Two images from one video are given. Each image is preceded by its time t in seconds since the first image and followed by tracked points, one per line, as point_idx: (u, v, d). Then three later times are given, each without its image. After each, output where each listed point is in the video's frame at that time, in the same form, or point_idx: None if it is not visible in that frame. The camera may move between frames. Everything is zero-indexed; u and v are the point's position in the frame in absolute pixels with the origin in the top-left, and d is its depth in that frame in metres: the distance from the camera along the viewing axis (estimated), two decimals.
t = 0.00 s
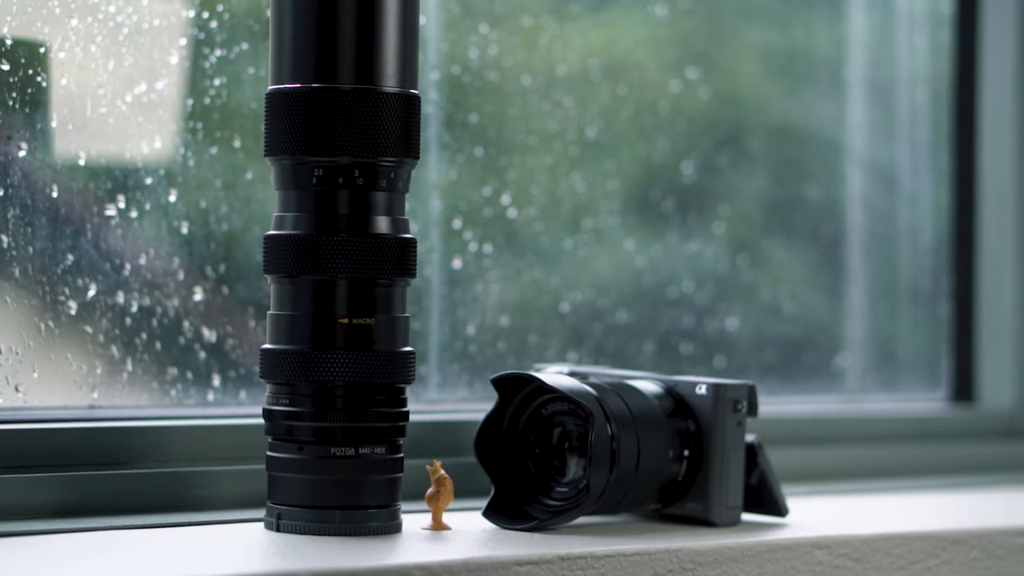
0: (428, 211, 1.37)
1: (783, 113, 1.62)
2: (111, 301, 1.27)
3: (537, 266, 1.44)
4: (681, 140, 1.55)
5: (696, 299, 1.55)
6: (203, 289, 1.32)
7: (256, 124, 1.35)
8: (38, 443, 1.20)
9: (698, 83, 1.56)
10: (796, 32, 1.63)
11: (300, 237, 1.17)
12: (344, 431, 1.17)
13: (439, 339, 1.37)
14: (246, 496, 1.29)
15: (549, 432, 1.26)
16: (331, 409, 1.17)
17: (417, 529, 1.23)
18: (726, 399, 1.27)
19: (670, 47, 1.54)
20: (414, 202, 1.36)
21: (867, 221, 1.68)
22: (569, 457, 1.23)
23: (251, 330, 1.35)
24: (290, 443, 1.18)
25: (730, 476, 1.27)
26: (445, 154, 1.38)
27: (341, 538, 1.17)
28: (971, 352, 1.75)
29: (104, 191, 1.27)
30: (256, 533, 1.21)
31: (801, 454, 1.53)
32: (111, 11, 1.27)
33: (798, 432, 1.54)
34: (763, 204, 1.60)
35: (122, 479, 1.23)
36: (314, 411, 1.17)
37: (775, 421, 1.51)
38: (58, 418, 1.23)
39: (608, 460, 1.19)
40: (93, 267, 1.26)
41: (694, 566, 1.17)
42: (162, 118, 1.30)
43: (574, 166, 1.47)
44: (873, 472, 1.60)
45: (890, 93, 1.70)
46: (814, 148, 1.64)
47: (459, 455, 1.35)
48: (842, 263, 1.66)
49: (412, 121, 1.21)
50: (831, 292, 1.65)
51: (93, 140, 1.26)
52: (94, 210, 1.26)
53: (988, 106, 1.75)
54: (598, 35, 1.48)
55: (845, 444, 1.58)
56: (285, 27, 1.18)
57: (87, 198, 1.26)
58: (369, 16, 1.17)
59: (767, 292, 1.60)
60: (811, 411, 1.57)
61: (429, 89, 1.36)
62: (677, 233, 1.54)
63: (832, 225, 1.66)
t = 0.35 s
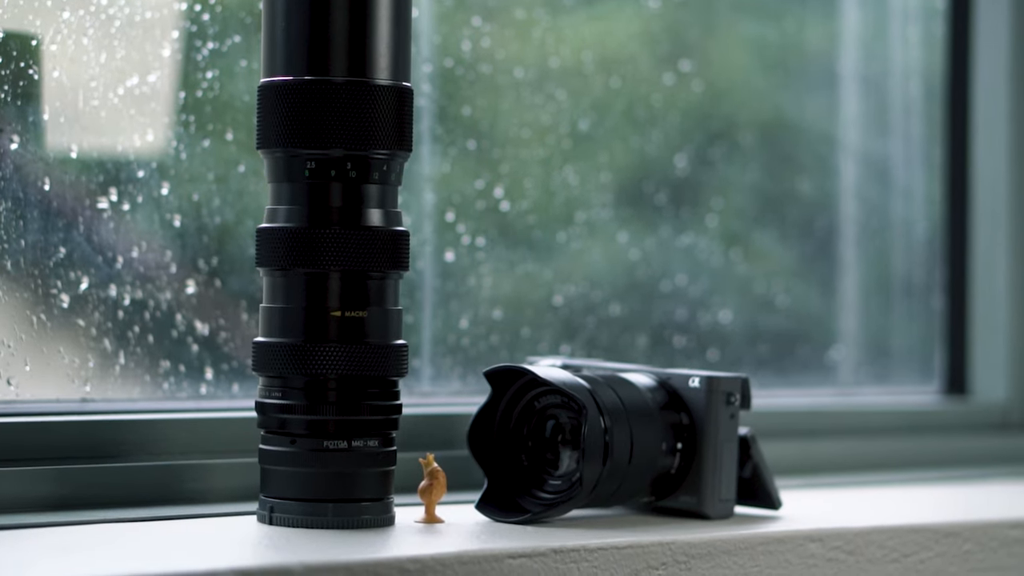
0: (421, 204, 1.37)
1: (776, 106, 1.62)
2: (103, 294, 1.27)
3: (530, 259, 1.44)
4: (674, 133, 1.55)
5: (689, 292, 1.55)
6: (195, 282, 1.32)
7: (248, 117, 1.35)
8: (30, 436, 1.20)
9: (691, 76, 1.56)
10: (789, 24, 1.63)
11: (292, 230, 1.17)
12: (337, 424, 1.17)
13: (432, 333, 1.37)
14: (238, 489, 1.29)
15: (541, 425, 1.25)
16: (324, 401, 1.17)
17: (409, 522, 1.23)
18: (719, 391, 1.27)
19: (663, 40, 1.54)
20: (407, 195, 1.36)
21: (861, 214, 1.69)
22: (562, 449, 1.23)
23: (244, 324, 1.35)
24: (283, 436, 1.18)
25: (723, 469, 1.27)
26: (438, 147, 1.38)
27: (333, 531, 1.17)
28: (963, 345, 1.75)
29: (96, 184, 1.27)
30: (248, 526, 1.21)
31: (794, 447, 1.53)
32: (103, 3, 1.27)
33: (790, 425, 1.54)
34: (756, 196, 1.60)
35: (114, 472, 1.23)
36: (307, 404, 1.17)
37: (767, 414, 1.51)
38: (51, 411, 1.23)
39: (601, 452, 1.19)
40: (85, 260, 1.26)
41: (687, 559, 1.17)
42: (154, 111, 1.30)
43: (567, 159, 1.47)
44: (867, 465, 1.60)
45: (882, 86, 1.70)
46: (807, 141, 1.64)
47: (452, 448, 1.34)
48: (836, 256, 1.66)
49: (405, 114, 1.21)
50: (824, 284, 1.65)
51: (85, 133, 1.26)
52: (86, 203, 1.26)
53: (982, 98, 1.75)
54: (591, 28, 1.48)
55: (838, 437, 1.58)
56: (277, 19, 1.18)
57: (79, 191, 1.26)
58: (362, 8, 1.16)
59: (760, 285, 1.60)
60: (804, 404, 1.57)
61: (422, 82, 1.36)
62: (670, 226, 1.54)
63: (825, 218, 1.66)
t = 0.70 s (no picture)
0: (414, 195, 1.37)
1: (769, 96, 1.62)
2: (96, 285, 1.27)
3: (523, 249, 1.44)
4: (667, 122, 1.55)
5: (682, 282, 1.55)
6: (188, 274, 1.32)
7: (240, 108, 1.35)
8: (22, 428, 1.20)
9: (684, 66, 1.56)
10: (782, 15, 1.63)
11: (284, 221, 1.17)
12: (330, 414, 1.17)
13: (425, 323, 1.37)
14: (231, 479, 1.29)
15: (534, 415, 1.25)
16: (317, 392, 1.17)
17: (403, 513, 1.23)
18: (712, 381, 1.27)
19: (656, 31, 1.54)
20: (399, 186, 1.35)
21: (854, 204, 1.69)
22: (555, 440, 1.23)
23: (237, 315, 1.35)
24: (276, 427, 1.18)
25: (717, 458, 1.27)
26: (431, 137, 1.37)
27: (326, 521, 1.17)
28: (956, 334, 1.75)
29: (89, 175, 1.27)
30: (241, 517, 1.21)
31: (788, 437, 1.53)
32: None
33: (783, 415, 1.54)
34: (748, 186, 1.60)
35: (107, 464, 1.23)
36: (300, 395, 1.17)
37: (761, 404, 1.52)
38: (44, 403, 1.23)
39: (594, 442, 1.19)
40: (77, 252, 1.26)
41: (680, 549, 1.17)
42: (146, 102, 1.30)
43: (559, 150, 1.47)
44: (861, 454, 1.60)
45: (875, 77, 1.70)
46: (800, 131, 1.64)
47: (445, 439, 1.34)
48: (829, 246, 1.66)
49: (397, 104, 1.20)
50: (817, 274, 1.65)
51: (77, 124, 1.26)
52: (77, 194, 1.26)
53: (975, 88, 1.75)
54: (584, 19, 1.48)
55: (832, 427, 1.59)
56: (268, 9, 1.18)
57: (71, 183, 1.26)
58: None
59: (753, 275, 1.60)
60: (797, 394, 1.57)
61: (414, 72, 1.36)
62: (663, 216, 1.54)
63: (818, 208, 1.66)
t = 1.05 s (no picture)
0: (402, 185, 1.36)
1: (758, 85, 1.62)
2: (83, 276, 1.27)
3: (512, 239, 1.44)
4: (655, 112, 1.55)
5: (670, 272, 1.55)
6: (175, 264, 1.32)
7: (228, 98, 1.35)
8: (9, 418, 1.20)
9: (672, 55, 1.56)
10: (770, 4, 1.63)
11: (271, 211, 1.17)
12: (318, 404, 1.17)
13: (413, 314, 1.37)
14: (219, 469, 1.29)
15: (522, 405, 1.25)
16: (304, 382, 1.17)
17: (391, 503, 1.23)
18: (700, 370, 1.27)
19: (644, 20, 1.53)
20: (387, 176, 1.35)
21: (842, 193, 1.70)
22: (543, 429, 1.23)
23: (224, 305, 1.35)
24: (263, 417, 1.18)
25: (705, 448, 1.27)
26: (419, 127, 1.37)
27: (314, 512, 1.17)
28: (944, 322, 1.76)
29: (75, 165, 1.26)
30: (229, 508, 1.20)
31: (776, 426, 1.53)
32: None
33: (771, 405, 1.55)
34: (736, 176, 1.61)
35: (94, 454, 1.23)
36: (287, 385, 1.16)
37: (748, 393, 1.52)
38: (31, 394, 1.23)
39: (582, 432, 1.19)
40: (64, 242, 1.26)
41: (668, 538, 1.17)
42: (133, 92, 1.29)
43: (547, 139, 1.47)
44: (850, 443, 1.60)
45: (863, 67, 1.71)
46: (788, 121, 1.65)
47: (433, 429, 1.34)
48: (817, 235, 1.67)
49: (384, 94, 1.20)
50: (805, 264, 1.66)
51: (64, 115, 1.26)
52: (64, 184, 1.26)
53: (963, 77, 1.75)
54: (572, 8, 1.48)
55: (820, 416, 1.59)
56: None
57: (58, 173, 1.25)
58: None
59: (741, 265, 1.61)
60: (785, 384, 1.58)
61: (402, 62, 1.36)
62: (651, 205, 1.54)
63: (806, 198, 1.66)
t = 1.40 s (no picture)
0: (390, 176, 1.36)
1: (747, 77, 1.63)
2: (70, 268, 1.26)
3: (500, 231, 1.44)
4: (644, 103, 1.55)
5: (659, 263, 1.55)
6: (163, 256, 1.32)
7: (215, 89, 1.34)
8: None
9: (661, 46, 1.56)
10: None
11: (259, 202, 1.16)
12: (305, 396, 1.16)
13: (402, 305, 1.37)
14: (207, 462, 1.29)
15: (511, 396, 1.25)
16: (292, 373, 1.16)
17: (379, 495, 1.22)
18: (688, 361, 1.27)
19: (632, 11, 1.53)
20: (375, 167, 1.35)
21: (831, 183, 1.70)
22: (531, 421, 1.23)
23: (212, 297, 1.35)
24: (251, 409, 1.18)
25: (693, 439, 1.27)
26: (407, 119, 1.37)
27: (302, 504, 1.17)
28: (933, 314, 1.77)
29: (63, 157, 1.26)
30: (216, 500, 1.20)
31: (766, 417, 1.53)
32: None
33: (760, 396, 1.55)
34: (726, 167, 1.61)
35: (81, 447, 1.22)
36: (275, 376, 1.16)
37: (737, 385, 1.52)
38: (18, 385, 1.23)
39: (570, 423, 1.18)
40: (52, 234, 1.25)
41: (657, 529, 1.17)
42: (120, 84, 1.29)
43: (536, 131, 1.47)
44: (840, 434, 1.60)
45: (852, 58, 1.71)
46: (777, 111, 1.65)
47: (422, 421, 1.34)
48: (806, 226, 1.67)
49: (372, 85, 1.20)
50: (794, 255, 1.66)
51: (51, 106, 1.25)
52: (52, 176, 1.25)
53: (952, 68, 1.75)
54: None
55: (810, 407, 1.59)
56: None
57: (46, 165, 1.25)
58: None
59: (731, 257, 1.61)
60: (775, 375, 1.58)
61: (390, 54, 1.35)
62: (640, 196, 1.54)
63: (795, 188, 1.67)
